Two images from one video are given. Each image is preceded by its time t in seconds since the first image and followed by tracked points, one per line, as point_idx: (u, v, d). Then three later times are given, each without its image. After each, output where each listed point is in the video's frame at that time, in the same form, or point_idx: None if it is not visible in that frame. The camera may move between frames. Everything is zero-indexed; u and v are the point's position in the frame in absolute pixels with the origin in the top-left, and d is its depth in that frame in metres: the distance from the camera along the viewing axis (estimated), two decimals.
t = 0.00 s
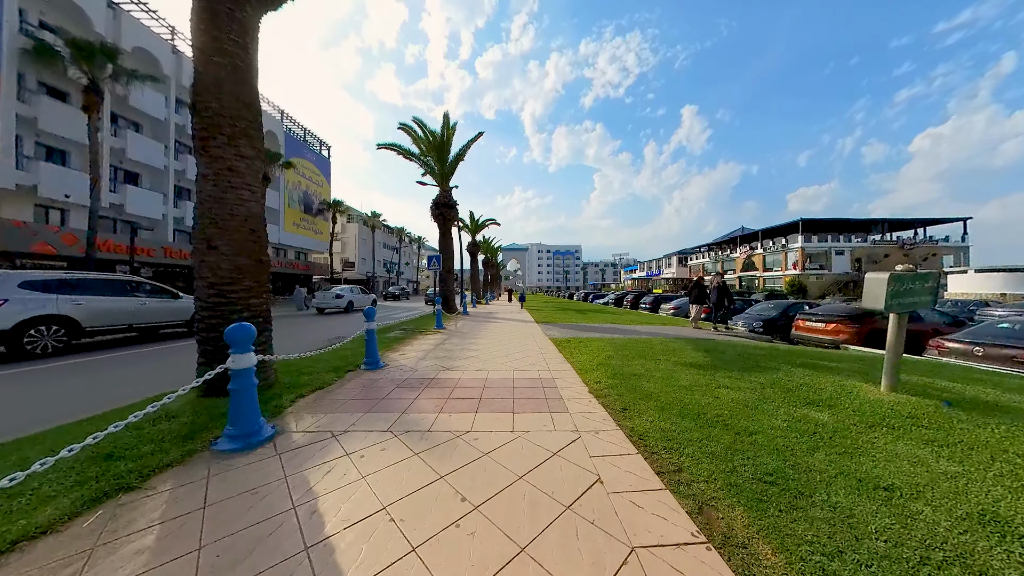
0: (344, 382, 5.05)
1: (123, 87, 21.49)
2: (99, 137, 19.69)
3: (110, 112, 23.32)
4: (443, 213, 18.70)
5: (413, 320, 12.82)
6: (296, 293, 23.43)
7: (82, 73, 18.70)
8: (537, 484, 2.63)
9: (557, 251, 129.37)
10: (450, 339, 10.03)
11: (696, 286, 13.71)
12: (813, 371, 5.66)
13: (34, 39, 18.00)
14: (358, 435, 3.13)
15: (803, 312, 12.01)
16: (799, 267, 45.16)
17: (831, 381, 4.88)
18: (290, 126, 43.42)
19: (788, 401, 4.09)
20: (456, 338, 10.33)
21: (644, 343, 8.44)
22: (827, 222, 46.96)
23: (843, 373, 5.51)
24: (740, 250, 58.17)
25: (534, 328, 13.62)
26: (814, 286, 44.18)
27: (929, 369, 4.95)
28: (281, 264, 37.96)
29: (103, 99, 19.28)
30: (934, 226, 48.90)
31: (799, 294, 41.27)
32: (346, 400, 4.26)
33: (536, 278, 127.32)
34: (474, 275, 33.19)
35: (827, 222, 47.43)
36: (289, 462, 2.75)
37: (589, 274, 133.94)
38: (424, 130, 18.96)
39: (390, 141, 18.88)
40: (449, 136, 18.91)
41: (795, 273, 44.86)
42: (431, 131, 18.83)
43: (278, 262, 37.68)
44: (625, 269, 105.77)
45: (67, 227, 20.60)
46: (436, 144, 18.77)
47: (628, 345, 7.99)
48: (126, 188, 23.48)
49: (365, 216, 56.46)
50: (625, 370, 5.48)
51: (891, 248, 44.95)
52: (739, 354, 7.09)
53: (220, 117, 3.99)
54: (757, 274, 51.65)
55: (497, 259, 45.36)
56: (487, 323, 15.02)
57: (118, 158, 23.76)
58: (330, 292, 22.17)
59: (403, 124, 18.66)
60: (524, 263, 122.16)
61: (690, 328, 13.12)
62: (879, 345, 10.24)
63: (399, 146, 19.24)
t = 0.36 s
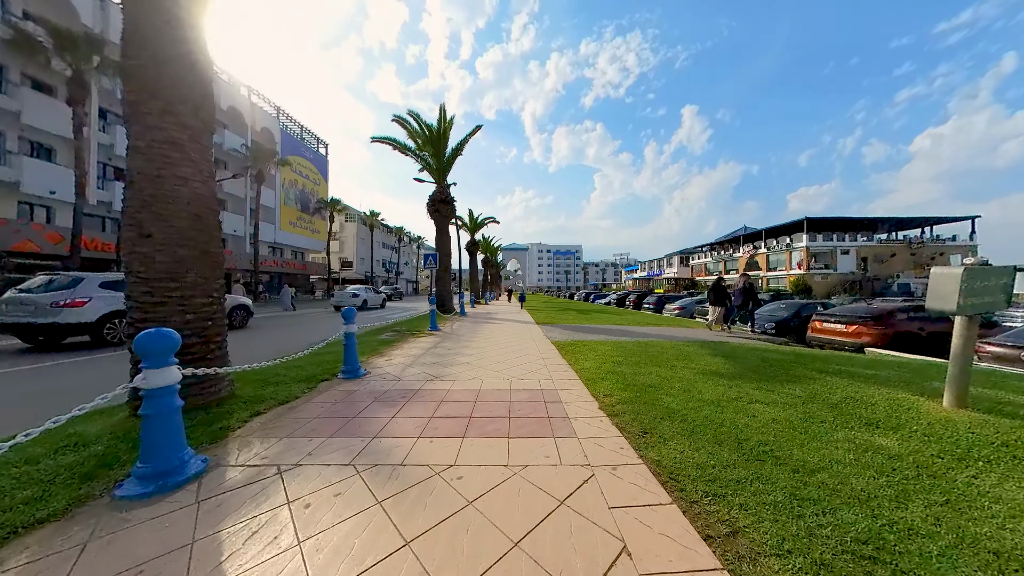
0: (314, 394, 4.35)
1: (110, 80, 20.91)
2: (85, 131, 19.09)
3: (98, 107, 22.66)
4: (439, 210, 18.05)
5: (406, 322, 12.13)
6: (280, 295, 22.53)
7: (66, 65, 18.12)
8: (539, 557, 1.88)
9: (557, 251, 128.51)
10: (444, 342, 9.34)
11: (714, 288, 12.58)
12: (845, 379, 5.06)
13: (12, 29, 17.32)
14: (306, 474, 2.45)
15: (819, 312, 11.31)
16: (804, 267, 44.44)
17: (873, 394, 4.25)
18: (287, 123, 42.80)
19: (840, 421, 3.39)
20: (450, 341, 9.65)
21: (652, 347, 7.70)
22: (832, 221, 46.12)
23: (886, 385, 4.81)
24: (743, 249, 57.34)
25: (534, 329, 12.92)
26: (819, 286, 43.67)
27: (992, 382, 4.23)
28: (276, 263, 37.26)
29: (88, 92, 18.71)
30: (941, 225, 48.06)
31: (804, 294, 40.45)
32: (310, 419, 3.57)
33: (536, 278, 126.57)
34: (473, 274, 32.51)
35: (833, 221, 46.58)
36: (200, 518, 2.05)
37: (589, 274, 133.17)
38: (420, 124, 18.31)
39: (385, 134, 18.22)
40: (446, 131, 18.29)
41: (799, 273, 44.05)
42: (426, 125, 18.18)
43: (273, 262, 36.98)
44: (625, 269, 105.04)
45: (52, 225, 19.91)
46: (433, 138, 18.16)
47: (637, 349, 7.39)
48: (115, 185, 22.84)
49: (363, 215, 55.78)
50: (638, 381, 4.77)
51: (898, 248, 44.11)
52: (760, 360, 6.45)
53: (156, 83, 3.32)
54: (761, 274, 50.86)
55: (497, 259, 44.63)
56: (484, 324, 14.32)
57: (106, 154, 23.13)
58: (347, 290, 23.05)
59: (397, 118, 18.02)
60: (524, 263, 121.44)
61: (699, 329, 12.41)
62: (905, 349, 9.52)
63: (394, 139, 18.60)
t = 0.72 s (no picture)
0: (274, 417, 3.61)
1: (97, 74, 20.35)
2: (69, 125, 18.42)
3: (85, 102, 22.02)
4: (436, 206, 17.33)
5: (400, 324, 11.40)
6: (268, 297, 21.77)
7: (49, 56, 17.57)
8: None
9: (557, 251, 127.70)
10: (438, 347, 8.61)
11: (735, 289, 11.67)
12: (901, 395, 4.33)
13: None
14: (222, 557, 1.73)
15: (839, 315, 10.56)
16: (809, 267, 43.69)
17: (949, 416, 3.53)
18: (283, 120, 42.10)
19: (926, 456, 2.68)
20: (445, 345, 8.92)
21: (666, 354, 6.96)
22: (838, 220, 45.22)
23: (948, 402, 4.11)
24: (746, 249, 56.48)
25: (535, 332, 12.18)
26: (824, 286, 43.00)
27: None
28: (272, 263, 36.60)
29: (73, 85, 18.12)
30: (948, 224, 47.24)
31: (810, 294, 39.59)
32: (258, 453, 2.85)
33: (537, 278, 125.97)
34: (472, 274, 31.82)
35: (838, 220, 45.67)
36: None
37: (590, 274, 132.45)
38: (416, 117, 17.60)
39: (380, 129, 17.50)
40: (443, 125, 17.58)
41: (804, 273, 43.21)
42: (423, 119, 17.48)
43: (269, 261, 36.32)
44: (626, 269, 104.31)
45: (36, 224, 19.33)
46: (430, 133, 17.47)
47: (651, 356, 6.68)
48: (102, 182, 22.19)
49: (362, 215, 55.06)
50: (660, 398, 4.04)
51: (905, 247, 43.28)
52: (793, 368, 5.73)
53: (59, 34, 2.67)
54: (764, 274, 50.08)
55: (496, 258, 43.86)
56: (482, 326, 13.61)
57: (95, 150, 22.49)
58: (361, 289, 24.14)
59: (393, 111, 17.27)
60: (524, 263, 120.74)
61: (710, 332, 11.67)
62: (937, 355, 8.73)
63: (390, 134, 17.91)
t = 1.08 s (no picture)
0: (218, 449, 2.93)
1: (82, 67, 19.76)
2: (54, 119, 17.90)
3: (73, 97, 21.42)
4: (433, 203, 16.70)
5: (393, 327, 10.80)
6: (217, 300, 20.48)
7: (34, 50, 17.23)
8: None
9: (557, 251, 127.04)
10: (431, 351, 7.92)
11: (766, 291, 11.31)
12: (971, 415, 3.66)
13: None
14: None
15: (860, 317, 9.87)
16: (815, 267, 42.96)
17: None
18: (280, 118, 41.49)
19: None
20: (439, 349, 8.23)
21: (682, 361, 6.31)
22: (843, 218, 44.50)
23: None
24: (749, 248, 55.76)
25: (535, 334, 11.48)
26: (830, 286, 42.32)
27: None
28: (268, 263, 36.04)
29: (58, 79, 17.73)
30: (955, 223, 46.48)
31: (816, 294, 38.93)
32: (179, 508, 2.18)
33: (537, 278, 125.37)
34: (471, 273, 31.17)
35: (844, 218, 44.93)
36: None
37: (591, 274, 131.79)
38: (412, 111, 16.96)
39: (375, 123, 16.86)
40: (440, 119, 16.92)
41: (809, 273, 42.53)
42: (419, 113, 16.84)
43: (265, 261, 35.74)
44: (627, 269, 103.72)
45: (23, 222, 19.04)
46: (426, 127, 16.83)
47: (667, 364, 6.04)
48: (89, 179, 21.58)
49: (360, 214, 54.45)
50: (691, 421, 3.38)
51: (912, 246, 42.48)
52: (828, 378, 5.08)
53: None
54: (768, 274, 49.43)
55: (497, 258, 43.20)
56: (480, 328, 12.94)
57: (82, 146, 21.86)
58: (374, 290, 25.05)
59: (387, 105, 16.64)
60: (524, 263, 120.05)
61: (722, 336, 10.97)
62: (975, 360, 7.97)
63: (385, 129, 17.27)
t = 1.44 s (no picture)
0: (130, 492, 2.27)
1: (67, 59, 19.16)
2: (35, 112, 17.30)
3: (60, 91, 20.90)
4: (429, 199, 16.04)
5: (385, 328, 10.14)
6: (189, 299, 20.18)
7: (13, 40, 16.65)
8: None
9: (558, 251, 126.47)
10: (422, 355, 7.25)
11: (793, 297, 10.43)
12: None
13: None
14: None
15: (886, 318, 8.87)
16: (820, 267, 42.23)
17: None
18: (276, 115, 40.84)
19: None
20: (431, 352, 7.56)
21: (701, 368, 5.64)
22: (850, 217, 43.69)
23: None
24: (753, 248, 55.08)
25: (537, 336, 10.79)
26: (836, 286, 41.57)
27: None
28: (263, 263, 35.46)
29: (39, 71, 17.12)
30: (963, 222, 45.74)
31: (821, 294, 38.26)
32: None
33: (538, 278, 124.78)
34: (470, 273, 30.49)
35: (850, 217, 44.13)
36: None
37: (592, 274, 131.26)
38: (407, 104, 16.29)
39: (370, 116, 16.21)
40: (437, 112, 16.24)
41: (814, 273, 41.84)
42: (415, 105, 16.17)
43: (260, 260, 35.16)
44: (628, 269, 103.21)
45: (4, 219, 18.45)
46: (422, 121, 16.19)
47: (684, 373, 5.37)
48: (75, 175, 21.01)
49: (359, 213, 53.80)
50: (732, 452, 2.71)
51: (920, 245, 41.71)
52: (872, 390, 4.43)
53: None
54: (772, 274, 48.78)
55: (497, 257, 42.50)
56: (478, 329, 12.29)
57: (69, 142, 21.32)
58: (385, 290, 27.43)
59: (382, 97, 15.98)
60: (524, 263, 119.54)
61: (735, 338, 10.30)
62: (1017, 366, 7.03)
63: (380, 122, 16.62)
